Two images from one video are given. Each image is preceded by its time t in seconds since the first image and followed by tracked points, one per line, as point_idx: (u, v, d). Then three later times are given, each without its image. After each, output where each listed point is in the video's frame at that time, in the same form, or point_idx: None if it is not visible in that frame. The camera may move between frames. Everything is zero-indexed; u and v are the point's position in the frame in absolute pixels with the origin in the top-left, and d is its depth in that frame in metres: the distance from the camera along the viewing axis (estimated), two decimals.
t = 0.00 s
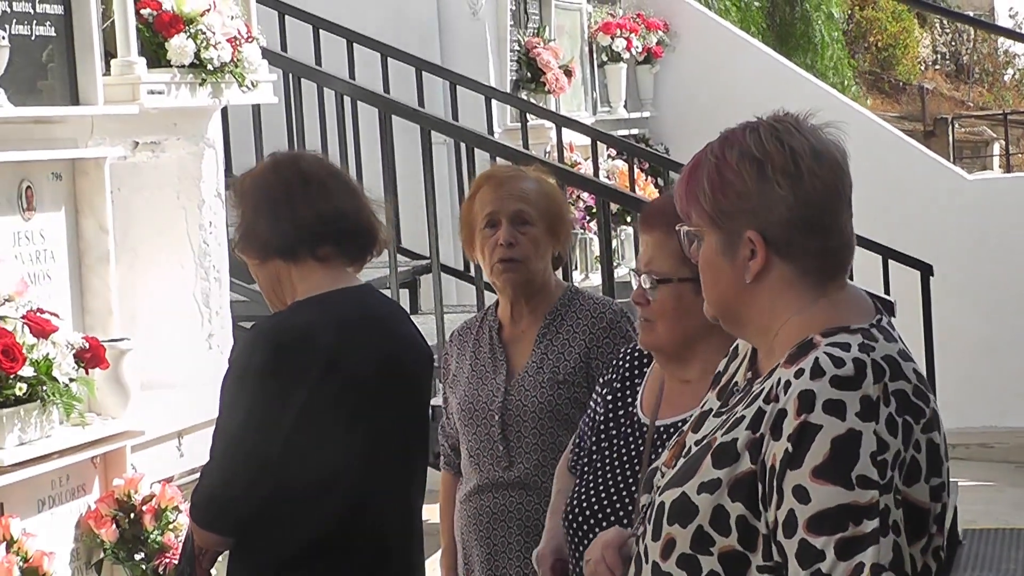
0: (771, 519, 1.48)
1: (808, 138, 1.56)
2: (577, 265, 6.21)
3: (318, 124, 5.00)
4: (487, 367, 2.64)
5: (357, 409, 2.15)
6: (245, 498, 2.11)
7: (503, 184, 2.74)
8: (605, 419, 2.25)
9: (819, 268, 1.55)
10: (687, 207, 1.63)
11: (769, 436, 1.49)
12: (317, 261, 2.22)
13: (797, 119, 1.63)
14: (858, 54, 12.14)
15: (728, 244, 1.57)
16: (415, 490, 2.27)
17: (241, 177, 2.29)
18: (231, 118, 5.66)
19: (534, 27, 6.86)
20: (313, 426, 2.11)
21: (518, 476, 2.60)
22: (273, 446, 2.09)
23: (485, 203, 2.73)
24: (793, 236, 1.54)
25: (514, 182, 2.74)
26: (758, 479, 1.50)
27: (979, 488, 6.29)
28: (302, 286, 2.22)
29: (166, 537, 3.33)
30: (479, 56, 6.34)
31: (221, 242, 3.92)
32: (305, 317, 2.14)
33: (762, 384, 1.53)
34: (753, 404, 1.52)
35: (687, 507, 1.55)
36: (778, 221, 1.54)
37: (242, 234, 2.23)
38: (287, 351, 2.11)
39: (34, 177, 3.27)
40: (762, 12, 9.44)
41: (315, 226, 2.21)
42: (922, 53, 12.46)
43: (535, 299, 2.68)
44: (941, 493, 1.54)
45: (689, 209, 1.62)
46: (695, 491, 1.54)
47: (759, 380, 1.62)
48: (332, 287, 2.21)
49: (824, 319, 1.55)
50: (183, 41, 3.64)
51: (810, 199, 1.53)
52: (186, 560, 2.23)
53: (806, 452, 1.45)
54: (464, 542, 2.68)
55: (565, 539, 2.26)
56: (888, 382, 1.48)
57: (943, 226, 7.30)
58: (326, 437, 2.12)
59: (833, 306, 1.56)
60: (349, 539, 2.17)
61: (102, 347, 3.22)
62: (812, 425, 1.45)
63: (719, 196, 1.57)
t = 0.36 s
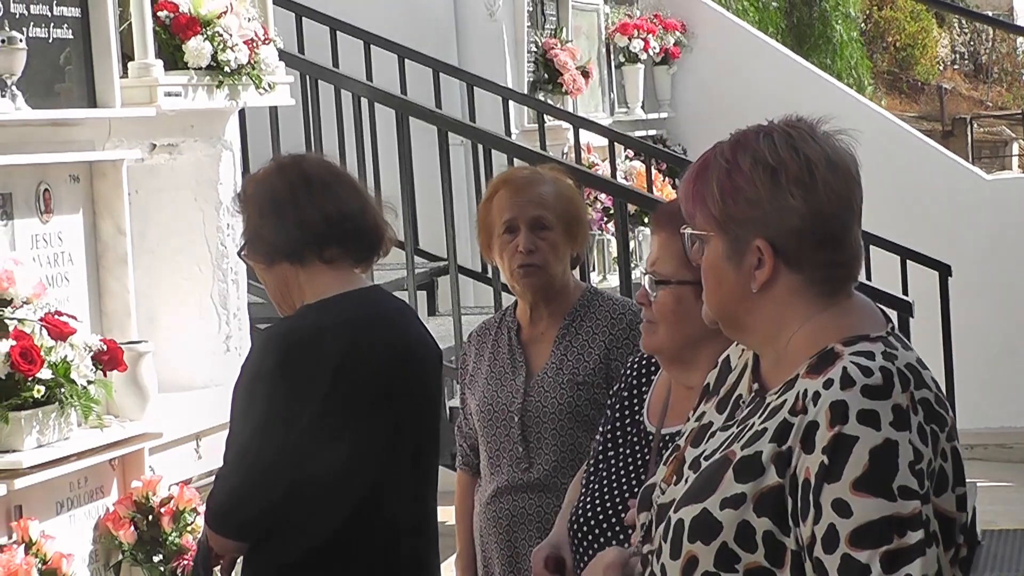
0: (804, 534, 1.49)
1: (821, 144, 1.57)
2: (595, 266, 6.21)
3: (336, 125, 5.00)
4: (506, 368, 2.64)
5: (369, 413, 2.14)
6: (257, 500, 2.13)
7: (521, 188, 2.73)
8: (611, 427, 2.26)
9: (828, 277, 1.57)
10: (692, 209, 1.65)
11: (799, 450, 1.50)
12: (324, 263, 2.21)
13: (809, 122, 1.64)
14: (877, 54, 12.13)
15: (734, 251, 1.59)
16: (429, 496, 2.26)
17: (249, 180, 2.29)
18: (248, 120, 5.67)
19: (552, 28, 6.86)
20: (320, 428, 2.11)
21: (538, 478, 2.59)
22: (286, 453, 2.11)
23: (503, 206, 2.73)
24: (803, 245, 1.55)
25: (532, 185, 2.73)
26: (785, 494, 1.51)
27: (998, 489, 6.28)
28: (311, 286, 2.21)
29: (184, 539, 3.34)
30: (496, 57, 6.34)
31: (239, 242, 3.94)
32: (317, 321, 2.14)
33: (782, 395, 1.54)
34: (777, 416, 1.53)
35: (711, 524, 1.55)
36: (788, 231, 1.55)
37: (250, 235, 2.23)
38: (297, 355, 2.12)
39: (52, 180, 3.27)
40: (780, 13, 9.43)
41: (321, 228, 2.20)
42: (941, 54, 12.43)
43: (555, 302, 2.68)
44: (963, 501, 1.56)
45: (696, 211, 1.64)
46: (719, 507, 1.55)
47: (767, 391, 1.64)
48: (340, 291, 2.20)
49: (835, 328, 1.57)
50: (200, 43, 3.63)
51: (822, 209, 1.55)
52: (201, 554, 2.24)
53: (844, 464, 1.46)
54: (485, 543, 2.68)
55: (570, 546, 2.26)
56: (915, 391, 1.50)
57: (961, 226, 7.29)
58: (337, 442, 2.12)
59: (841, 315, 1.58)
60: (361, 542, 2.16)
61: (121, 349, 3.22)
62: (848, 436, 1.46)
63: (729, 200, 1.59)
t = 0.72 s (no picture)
0: (816, 549, 1.44)
1: (824, 151, 1.52)
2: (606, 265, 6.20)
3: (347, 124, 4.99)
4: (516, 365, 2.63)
5: (374, 413, 2.13)
6: (263, 504, 2.12)
7: (530, 188, 2.73)
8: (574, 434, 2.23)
9: (825, 287, 1.53)
10: (684, 207, 1.59)
11: (806, 461, 1.45)
12: (326, 263, 2.20)
13: (805, 125, 1.59)
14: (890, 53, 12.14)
15: (730, 255, 1.53)
16: (438, 495, 2.26)
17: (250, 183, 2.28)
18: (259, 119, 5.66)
19: (563, 27, 6.85)
20: (326, 429, 2.10)
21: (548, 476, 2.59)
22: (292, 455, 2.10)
23: (513, 208, 2.72)
24: (803, 254, 1.51)
25: (540, 186, 2.73)
26: (794, 507, 1.46)
27: (1012, 488, 6.26)
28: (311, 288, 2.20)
29: (196, 538, 3.33)
30: (508, 56, 6.33)
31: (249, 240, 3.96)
32: (322, 321, 2.12)
33: (783, 405, 1.49)
34: (780, 427, 1.47)
35: (716, 541, 1.49)
36: (789, 239, 1.50)
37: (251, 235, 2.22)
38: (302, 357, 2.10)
39: (62, 179, 3.26)
40: (792, 12, 9.43)
41: (325, 230, 2.19)
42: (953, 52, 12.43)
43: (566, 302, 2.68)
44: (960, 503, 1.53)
45: (688, 211, 1.58)
46: (725, 524, 1.48)
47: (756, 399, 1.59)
48: (344, 290, 2.19)
49: (827, 336, 1.53)
50: (210, 42, 3.64)
51: (825, 219, 1.50)
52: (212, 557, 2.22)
53: (856, 474, 1.41)
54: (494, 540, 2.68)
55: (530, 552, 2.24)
56: (917, 395, 1.46)
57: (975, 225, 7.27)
58: (342, 443, 2.11)
59: (836, 321, 1.54)
60: (368, 542, 2.16)
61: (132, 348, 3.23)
62: (858, 445, 1.42)
63: (728, 204, 1.53)
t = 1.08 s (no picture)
0: (763, 556, 1.44)
1: (771, 157, 1.53)
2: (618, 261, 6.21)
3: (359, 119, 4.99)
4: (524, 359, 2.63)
5: (383, 411, 2.13)
6: (274, 503, 2.13)
7: (535, 185, 2.72)
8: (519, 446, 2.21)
9: (772, 293, 1.55)
10: (632, 216, 1.60)
11: (754, 468, 1.46)
12: (342, 259, 2.21)
13: (748, 130, 1.60)
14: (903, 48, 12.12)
15: (678, 261, 1.55)
16: (452, 492, 2.26)
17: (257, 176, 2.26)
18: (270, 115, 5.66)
19: (575, 22, 6.84)
20: (334, 428, 2.11)
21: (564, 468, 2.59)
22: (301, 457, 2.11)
23: (517, 205, 2.72)
24: (751, 258, 1.52)
25: (547, 182, 2.71)
26: (741, 516, 1.47)
27: None
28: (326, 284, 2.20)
29: (209, 534, 3.34)
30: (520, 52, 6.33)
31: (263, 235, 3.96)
32: (333, 318, 2.12)
33: (731, 413, 1.50)
34: (728, 434, 1.49)
35: (662, 550, 1.49)
36: (739, 243, 1.52)
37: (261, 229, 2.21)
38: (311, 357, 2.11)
39: (75, 175, 3.27)
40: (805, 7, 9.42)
41: (337, 229, 2.19)
42: (967, 46, 12.41)
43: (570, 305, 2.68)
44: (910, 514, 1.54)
45: (636, 220, 1.60)
46: (671, 533, 1.49)
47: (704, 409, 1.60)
48: (357, 288, 2.19)
49: (774, 344, 1.54)
50: (222, 39, 3.65)
51: (773, 223, 1.52)
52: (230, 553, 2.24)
53: (804, 481, 1.42)
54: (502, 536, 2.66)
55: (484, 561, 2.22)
56: (863, 403, 1.48)
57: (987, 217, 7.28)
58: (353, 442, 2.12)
59: (783, 331, 1.55)
60: (379, 539, 2.17)
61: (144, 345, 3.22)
62: (807, 452, 1.43)
63: (676, 208, 1.55)
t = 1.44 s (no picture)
0: (653, 546, 1.47)
1: (671, 143, 1.57)
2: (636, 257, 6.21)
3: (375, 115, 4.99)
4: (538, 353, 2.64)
5: (406, 403, 2.31)
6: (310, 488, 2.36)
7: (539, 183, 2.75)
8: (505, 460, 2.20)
9: (677, 281, 1.57)
10: (541, 216, 1.63)
11: (644, 458, 1.49)
12: (390, 256, 2.41)
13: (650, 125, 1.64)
14: (919, 43, 12.12)
15: (582, 252, 1.58)
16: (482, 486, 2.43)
17: (297, 178, 2.45)
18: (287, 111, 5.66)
19: (591, 18, 6.84)
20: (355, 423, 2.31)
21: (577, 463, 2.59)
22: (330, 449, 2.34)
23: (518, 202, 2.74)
24: (655, 242, 1.55)
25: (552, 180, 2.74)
26: (634, 507, 1.50)
27: None
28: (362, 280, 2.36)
29: (226, 529, 3.37)
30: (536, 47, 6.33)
31: (278, 232, 4.00)
32: (383, 315, 2.32)
33: (630, 403, 1.54)
34: (624, 425, 1.52)
35: (557, 543, 1.52)
36: (643, 228, 1.55)
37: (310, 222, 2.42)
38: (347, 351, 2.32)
39: (92, 171, 3.28)
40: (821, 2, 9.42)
41: (377, 230, 2.39)
42: (984, 40, 12.40)
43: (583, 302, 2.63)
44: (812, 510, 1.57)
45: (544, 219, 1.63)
46: (567, 526, 1.52)
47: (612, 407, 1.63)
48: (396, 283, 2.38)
49: (678, 335, 1.57)
50: (238, 34, 3.66)
51: (673, 205, 1.55)
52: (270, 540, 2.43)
53: (688, 470, 1.45)
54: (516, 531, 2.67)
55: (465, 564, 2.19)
56: (763, 394, 1.51)
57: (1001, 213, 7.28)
58: (397, 435, 2.32)
59: (686, 325, 1.58)
60: (409, 525, 2.36)
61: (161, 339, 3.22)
62: (694, 440, 1.46)
63: (579, 197, 1.57)
